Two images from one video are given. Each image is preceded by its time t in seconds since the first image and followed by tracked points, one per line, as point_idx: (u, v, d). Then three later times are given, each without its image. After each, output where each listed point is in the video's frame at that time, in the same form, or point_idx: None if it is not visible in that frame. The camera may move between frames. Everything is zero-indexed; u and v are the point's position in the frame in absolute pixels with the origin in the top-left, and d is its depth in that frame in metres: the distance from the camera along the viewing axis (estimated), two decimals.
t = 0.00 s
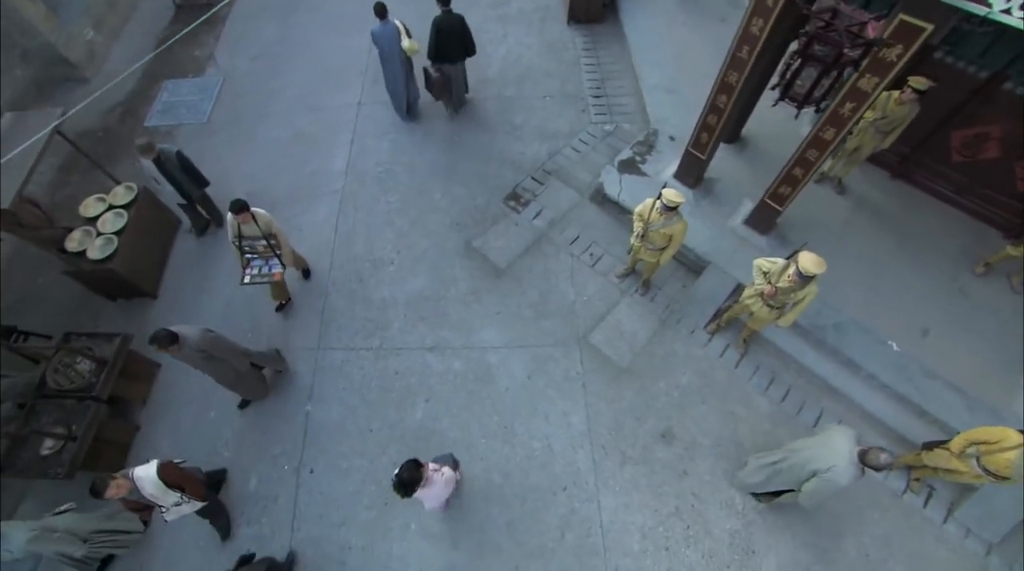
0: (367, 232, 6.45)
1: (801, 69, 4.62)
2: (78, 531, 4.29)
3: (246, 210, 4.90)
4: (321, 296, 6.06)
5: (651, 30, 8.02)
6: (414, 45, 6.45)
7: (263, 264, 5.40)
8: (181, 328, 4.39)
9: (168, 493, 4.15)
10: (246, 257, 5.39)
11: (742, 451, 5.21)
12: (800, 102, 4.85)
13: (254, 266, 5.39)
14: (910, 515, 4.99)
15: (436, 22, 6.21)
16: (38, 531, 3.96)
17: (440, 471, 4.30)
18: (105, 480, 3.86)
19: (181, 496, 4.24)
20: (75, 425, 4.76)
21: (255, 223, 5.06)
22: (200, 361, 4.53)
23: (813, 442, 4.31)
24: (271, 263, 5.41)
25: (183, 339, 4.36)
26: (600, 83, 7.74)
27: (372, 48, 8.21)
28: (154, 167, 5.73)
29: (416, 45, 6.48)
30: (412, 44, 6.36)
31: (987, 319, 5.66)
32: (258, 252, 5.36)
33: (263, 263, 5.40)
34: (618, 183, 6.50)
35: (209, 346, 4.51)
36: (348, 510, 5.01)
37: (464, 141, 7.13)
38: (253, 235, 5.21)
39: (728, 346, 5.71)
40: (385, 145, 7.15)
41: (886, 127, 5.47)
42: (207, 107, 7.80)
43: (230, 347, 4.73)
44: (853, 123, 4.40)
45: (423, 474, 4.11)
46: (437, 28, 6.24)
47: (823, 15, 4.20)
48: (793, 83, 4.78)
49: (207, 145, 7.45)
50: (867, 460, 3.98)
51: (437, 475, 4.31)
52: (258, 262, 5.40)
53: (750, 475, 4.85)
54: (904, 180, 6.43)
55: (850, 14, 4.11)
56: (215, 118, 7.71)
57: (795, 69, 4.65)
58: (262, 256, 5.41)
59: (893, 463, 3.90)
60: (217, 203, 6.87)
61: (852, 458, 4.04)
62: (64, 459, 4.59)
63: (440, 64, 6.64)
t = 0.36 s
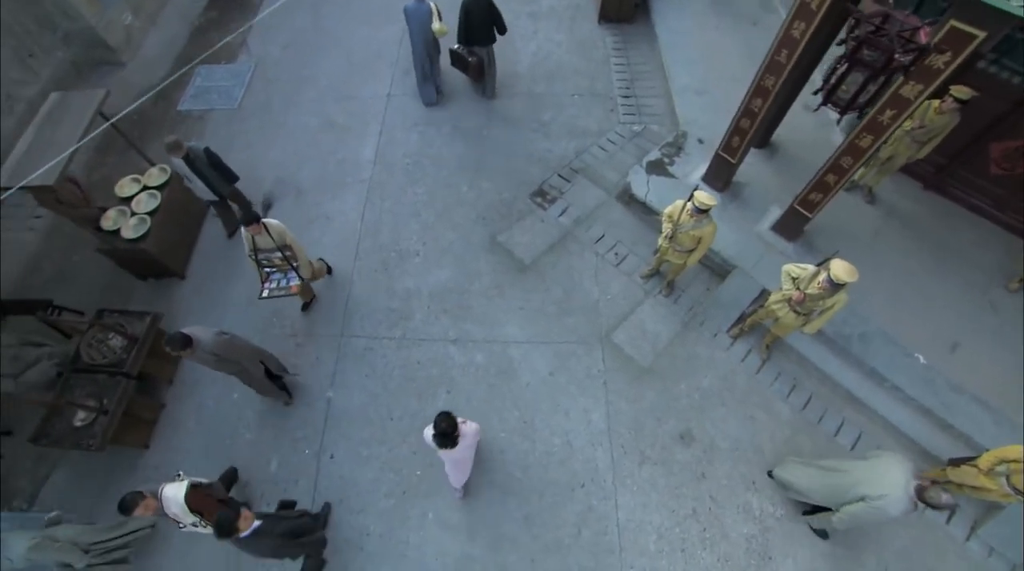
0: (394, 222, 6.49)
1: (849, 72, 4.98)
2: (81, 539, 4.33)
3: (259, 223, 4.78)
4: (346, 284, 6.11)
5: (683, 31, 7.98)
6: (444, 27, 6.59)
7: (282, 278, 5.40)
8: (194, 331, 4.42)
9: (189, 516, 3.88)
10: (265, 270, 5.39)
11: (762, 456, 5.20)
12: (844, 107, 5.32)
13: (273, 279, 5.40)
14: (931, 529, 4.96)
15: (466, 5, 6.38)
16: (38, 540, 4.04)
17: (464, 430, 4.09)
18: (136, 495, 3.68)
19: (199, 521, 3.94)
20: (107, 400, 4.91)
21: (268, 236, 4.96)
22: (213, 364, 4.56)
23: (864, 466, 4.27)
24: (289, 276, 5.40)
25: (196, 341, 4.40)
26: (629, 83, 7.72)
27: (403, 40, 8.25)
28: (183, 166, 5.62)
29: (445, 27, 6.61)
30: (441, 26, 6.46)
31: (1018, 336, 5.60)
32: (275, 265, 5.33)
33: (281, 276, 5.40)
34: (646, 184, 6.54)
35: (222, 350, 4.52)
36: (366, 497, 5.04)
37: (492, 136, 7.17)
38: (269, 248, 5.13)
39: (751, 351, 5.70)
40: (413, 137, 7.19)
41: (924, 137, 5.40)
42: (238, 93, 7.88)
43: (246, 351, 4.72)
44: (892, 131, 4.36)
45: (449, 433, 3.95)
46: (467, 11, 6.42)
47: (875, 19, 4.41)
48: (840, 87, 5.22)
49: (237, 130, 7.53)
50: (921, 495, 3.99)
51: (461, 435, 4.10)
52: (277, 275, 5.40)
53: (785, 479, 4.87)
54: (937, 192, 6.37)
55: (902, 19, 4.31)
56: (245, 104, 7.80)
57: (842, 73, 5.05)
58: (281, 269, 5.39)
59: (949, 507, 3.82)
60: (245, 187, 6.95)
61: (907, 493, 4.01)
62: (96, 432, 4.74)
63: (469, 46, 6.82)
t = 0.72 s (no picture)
0: (421, 212, 6.53)
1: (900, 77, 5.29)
2: (88, 547, 4.24)
3: (282, 233, 4.63)
4: (372, 271, 6.16)
5: (716, 33, 7.92)
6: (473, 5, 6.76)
7: (303, 286, 5.21)
8: (222, 335, 4.39)
9: (212, 524, 3.95)
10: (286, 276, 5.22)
11: (781, 462, 5.18)
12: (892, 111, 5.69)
13: (294, 286, 5.22)
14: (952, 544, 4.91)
15: None
16: (51, 549, 3.96)
17: (492, 386, 4.32)
18: (155, 510, 3.79)
19: (223, 527, 4.03)
20: (138, 373, 5.05)
21: (293, 244, 4.83)
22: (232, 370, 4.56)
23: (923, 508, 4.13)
24: (310, 285, 5.20)
25: (221, 347, 4.38)
26: (659, 83, 7.69)
27: (435, 32, 8.27)
28: (210, 159, 5.57)
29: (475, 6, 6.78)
30: (472, 5, 6.63)
31: None
32: (297, 273, 5.15)
33: (303, 284, 5.22)
34: (674, 185, 6.53)
35: (244, 358, 4.53)
36: (385, 482, 5.09)
37: (521, 131, 7.20)
38: (292, 255, 4.98)
39: (773, 356, 5.67)
40: (442, 128, 7.23)
41: (964, 148, 5.34)
42: (270, 79, 7.95)
43: (265, 361, 4.75)
44: (935, 139, 4.32)
45: (483, 384, 4.21)
46: None
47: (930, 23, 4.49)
48: (888, 93, 5.68)
49: (269, 115, 7.61)
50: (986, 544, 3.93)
51: (492, 390, 4.36)
52: (298, 282, 5.22)
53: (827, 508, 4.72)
54: (972, 204, 6.32)
55: (958, 25, 4.29)
56: (277, 90, 7.87)
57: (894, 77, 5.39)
58: (303, 276, 5.21)
59: (1022, 561, 3.78)
60: (275, 172, 7.03)
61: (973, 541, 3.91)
62: (127, 405, 4.89)
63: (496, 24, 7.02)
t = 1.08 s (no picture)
0: (449, 203, 6.57)
1: (951, 85, 5.62)
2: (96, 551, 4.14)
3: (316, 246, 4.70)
4: (399, 259, 6.21)
5: (750, 35, 7.86)
6: None
7: (321, 297, 5.19)
8: (243, 341, 4.49)
9: (226, 543, 4.08)
10: (306, 283, 5.21)
11: (802, 468, 5.16)
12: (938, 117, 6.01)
13: (311, 295, 5.20)
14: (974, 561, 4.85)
15: None
16: (57, 556, 3.90)
17: (513, 345, 4.23)
18: (165, 536, 3.90)
19: (238, 545, 4.17)
20: (167, 350, 5.16)
21: (324, 257, 4.90)
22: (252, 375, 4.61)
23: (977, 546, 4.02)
24: (329, 297, 5.19)
25: (244, 353, 4.48)
26: (691, 84, 7.65)
27: (467, 24, 8.28)
28: (248, 156, 5.51)
29: None
30: None
31: None
32: (319, 283, 5.16)
33: (321, 296, 5.20)
34: (703, 187, 6.52)
35: (264, 366, 4.58)
36: (406, 469, 5.13)
37: (550, 127, 7.21)
38: (320, 267, 5.05)
39: (797, 362, 5.64)
40: (472, 121, 7.26)
41: (1004, 160, 5.27)
42: (303, 65, 7.99)
43: (286, 372, 4.77)
44: (979, 149, 4.28)
45: (506, 342, 4.13)
46: None
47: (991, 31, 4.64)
48: (940, 99, 5.96)
49: (300, 102, 7.67)
50: None
51: (515, 348, 4.30)
52: (316, 291, 5.21)
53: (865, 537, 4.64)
54: (1007, 218, 6.23)
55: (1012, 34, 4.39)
56: (309, 76, 7.92)
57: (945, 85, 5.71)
58: (323, 287, 5.21)
59: None
60: (306, 157, 7.10)
61: None
62: (158, 381, 5.01)
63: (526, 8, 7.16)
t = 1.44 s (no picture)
0: (477, 196, 6.59)
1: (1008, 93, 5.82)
2: (103, 551, 4.28)
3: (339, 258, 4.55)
4: (426, 250, 6.24)
5: (785, 40, 7.78)
6: None
7: (342, 309, 5.10)
8: (255, 345, 4.45)
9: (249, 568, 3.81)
10: (329, 293, 5.14)
11: (822, 477, 5.12)
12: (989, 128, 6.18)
13: (333, 305, 5.11)
14: None
15: None
16: (62, 556, 3.93)
17: (548, 306, 4.49)
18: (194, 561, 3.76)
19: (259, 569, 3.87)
20: (196, 328, 5.23)
21: (347, 269, 4.83)
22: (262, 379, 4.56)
23: None
24: (350, 310, 5.10)
25: (253, 356, 4.43)
26: (722, 87, 7.59)
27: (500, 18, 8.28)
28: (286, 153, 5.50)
29: None
30: None
31: None
32: (342, 294, 5.07)
33: (343, 307, 5.12)
34: (732, 191, 6.49)
35: (275, 370, 4.55)
36: (426, 457, 5.17)
37: (580, 124, 7.20)
38: (342, 278, 4.92)
39: (821, 371, 5.59)
40: (502, 115, 7.27)
41: None
42: (335, 53, 8.00)
43: (296, 377, 4.77)
44: None
45: (541, 301, 4.37)
46: None
47: None
48: (994, 108, 6.07)
49: (331, 89, 7.71)
50: None
51: (549, 309, 4.52)
52: (338, 302, 5.12)
53: None
54: None
55: None
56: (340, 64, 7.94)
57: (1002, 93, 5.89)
58: (345, 298, 5.11)
59: None
60: (336, 145, 7.14)
61: None
62: (187, 358, 5.08)
63: None
